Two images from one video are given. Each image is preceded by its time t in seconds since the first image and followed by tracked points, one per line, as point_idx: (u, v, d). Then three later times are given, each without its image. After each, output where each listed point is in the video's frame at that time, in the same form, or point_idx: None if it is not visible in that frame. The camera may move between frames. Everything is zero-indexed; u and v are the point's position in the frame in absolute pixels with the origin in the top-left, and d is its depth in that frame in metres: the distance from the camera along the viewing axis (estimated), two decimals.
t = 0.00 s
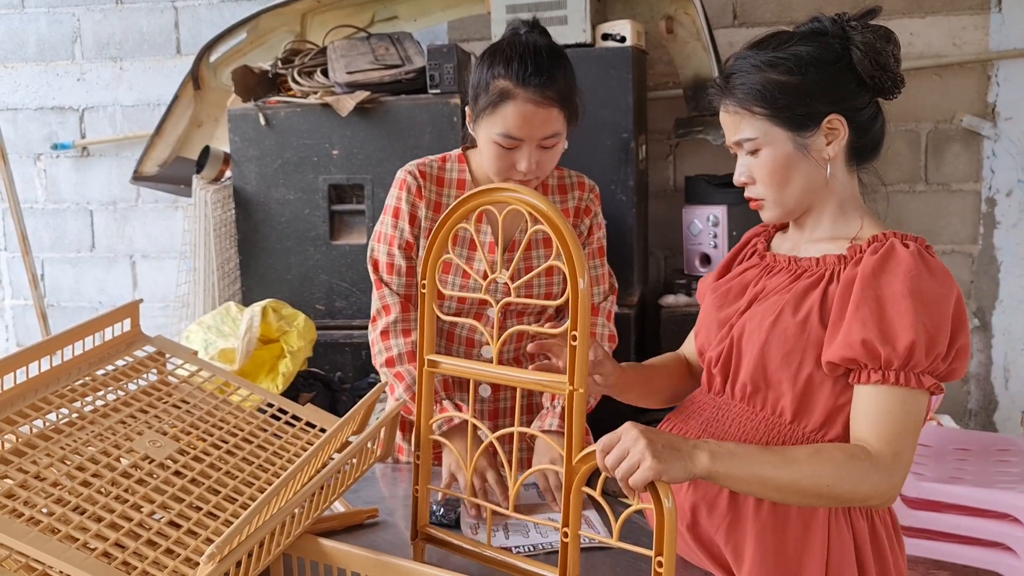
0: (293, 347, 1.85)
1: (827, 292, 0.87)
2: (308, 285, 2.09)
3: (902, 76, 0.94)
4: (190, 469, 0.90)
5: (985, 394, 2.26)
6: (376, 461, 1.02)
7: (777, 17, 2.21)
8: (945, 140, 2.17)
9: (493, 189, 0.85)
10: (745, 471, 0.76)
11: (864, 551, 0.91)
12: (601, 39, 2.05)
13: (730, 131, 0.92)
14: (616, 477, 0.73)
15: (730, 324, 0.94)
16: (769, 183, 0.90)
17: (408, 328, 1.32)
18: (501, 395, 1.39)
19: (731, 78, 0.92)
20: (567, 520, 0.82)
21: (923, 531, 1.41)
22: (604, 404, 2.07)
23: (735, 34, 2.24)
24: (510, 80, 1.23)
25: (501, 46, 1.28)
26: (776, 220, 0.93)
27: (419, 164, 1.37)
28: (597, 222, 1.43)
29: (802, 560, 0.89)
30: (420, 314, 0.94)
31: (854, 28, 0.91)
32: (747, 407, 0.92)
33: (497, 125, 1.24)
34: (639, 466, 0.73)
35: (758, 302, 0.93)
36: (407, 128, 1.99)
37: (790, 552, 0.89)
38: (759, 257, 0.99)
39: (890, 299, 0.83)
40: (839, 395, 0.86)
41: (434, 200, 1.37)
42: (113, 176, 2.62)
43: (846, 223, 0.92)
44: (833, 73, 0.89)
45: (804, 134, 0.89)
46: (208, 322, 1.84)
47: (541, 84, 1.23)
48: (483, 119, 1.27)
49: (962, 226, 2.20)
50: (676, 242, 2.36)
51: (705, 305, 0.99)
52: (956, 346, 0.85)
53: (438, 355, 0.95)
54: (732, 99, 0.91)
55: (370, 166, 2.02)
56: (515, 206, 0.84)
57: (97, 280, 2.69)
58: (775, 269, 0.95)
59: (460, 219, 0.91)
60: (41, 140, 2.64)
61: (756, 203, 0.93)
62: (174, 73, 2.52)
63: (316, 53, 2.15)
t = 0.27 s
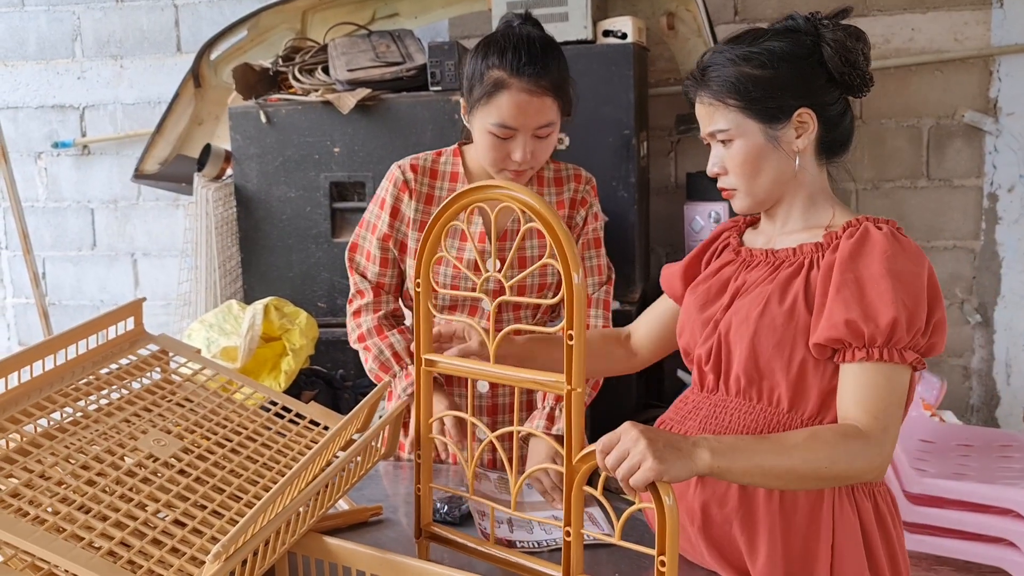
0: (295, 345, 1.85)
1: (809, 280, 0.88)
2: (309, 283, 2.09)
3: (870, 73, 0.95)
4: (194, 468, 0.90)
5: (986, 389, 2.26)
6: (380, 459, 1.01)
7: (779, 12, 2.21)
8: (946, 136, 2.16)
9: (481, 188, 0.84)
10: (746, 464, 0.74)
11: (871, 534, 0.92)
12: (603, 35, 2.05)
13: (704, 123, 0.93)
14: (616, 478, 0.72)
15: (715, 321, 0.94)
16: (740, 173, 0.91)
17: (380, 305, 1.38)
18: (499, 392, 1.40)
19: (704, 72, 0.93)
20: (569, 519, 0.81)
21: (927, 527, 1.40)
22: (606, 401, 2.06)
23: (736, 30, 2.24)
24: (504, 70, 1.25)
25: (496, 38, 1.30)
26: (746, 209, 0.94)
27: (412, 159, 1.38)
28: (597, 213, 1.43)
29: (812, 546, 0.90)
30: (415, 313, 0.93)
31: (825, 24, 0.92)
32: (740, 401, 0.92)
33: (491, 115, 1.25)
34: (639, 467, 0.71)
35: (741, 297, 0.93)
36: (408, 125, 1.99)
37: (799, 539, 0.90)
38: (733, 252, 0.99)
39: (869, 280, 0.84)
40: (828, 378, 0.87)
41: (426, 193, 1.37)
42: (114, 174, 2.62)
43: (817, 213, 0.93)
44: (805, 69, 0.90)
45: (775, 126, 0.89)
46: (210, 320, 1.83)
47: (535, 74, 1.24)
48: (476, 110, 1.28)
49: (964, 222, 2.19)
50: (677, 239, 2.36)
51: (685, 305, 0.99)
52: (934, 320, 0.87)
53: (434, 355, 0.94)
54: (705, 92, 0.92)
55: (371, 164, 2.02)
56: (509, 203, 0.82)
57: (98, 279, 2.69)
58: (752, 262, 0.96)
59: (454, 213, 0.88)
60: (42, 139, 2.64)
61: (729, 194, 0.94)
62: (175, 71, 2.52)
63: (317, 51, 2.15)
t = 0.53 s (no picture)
0: (297, 345, 1.85)
1: (793, 272, 0.90)
2: (311, 282, 2.09)
3: (838, 75, 0.97)
4: (197, 468, 0.90)
5: (988, 387, 2.26)
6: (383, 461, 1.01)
7: (780, 10, 2.21)
8: (948, 134, 2.16)
9: (464, 191, 0.83)
10: (744, 459, 0.74)
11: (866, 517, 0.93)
12: (604, 34, 2.05)
13: (678, 120, 0.93)
14: (617, 480, 0.72)
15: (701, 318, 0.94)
16: (713, 169, 0.92)
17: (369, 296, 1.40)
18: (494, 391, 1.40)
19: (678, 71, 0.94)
20: (569, 521, 0.82)
21: (929, 525, 1.40)
22: (607, 400, 2.06)
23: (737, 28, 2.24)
24: (476, 53, 1.30)
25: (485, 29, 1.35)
26: (720, 207, 0.95)
27: (412, 157, 1.43)
28: (600, 214, 1.41)
29: (813, 536, 0.91)
30: (396, 319, 0.93)
31: (794, 26, 0.94)
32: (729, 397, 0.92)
33: (460, 96, 1.30)
34: (641, 468, 0.71)
35: (724, 294, 0.93)
36: (410, 124, 1.98)
37: (801, 531, 0.91)
38: (706, 251, 0.99)
39: (853, 268, 0.86)
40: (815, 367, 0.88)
41: (421, 186, 1.41)
42: (116, 174, 2.62)
43: (790, 208, 0.95)
44: (776, 68, 0.92)
45: (747, 122, 0.91)
46: (213, 318, 1.83)
47: (502, 58, 1.28)
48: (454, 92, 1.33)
49: (966, 219, 2.19)
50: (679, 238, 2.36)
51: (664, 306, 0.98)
52: (912, 305, 0.89)
53: (420, 360, 0.94)
54: (679, 89, 0.93)
55: (373, 163, 2.02)
56: (492, 206, 0.81)
57: (100, 278, 2.69)
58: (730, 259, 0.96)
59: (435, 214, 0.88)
60: (44, 138, 2.64)
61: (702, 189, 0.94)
62: (177, 71, 2.52)
63: (318, 50, 2.16)
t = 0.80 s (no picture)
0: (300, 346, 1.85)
1: (781, 273, 0.90)
2: (313, 283, 2.09)
3: (814, 78, 0.98)
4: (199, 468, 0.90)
5: (991, 388, 2.26)
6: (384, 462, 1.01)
7: (782, 11, 2.21)
8: (951, 134, 2.16)
9: (459, 194, 0.83)
10: (746, 458, 0.74)
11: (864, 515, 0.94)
12: (606, 35, 2.05)
13: (658, 120, 0.93)
14: (621, 481, 0.72)
15: (689, 322, 0.94)
16: (694, 169, 0.91)
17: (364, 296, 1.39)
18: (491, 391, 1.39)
19: (658, 71, 0.94)
20: (570, 523, 0.82)
21: (932, 526, 1.39)
22: (609, 401, 2.06)
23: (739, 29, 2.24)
24: (450, 39, 1.33)
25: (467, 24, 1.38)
26: (699, 208, 0.95)
27: (411, 161, 1.45)
28: (597, 210, 1.38)
29: (813, 535, 0.91)
30: (388, 323, 0.94)
31: (772, 29, 0.95)
32: (720, 398, 0.93)
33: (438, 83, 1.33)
34: (645, 469, 0.71)
35: (712, 297, 0.93)
36: (411, 125, 1.98)
37: (801, 530, 0.91)
38: (687, 254, 0.99)
39: (840, 266, 0.87)
40: (806, 366, 0.89)
41: (418, 186, 1.43)
42: (119, 175, 2.62)
43: (770, 210, 0.95)
44: (756, 69, 0.92)
45: (729, 122, 0.91)
46: (215, 320, 1.86)
47: (473, 40, 1.30)
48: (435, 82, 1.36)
49: (968, 220, 2.19)
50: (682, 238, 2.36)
51: (649, 312, 0.98)
52: (896, 301, 0.90)
53: (413, 363, 0.95)
54: (661, 89, 0.92)
55: (375, 164, 2.02)
56: (487, 209, 0.81)
57: (103, 279, 2.70)
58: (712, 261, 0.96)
59: (427, 217, 0.88)
60: (46, 139, 2.64)
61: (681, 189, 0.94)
62: (179, 72, 2.52)
63: (320, 52, 2.16)
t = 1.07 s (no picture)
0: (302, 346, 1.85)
1: (779, 275, 0.90)
2: (315, 284, 2.09)
3: (811, 78, 0.98)
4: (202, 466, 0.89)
5: (995, 389, 2.25)
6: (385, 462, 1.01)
7: (785, 11, 2.20)
8: (954, 134, 2.16)
9: (456, 196, 0.83)
10: (748, 461, 0.74)
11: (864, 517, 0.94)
12: (608, 35, 2.05)
13: (656, 121, 0.92)
14: (622, 483, 0.71)
15: (686, 325, 0.94)
16: (692, 170, 0.91)
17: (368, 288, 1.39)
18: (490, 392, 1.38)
19: (656, 70, 0.92)
20: (570, 525, 0.82)
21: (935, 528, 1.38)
22: (612, 402, 2.06)
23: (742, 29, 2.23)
24: (441, 37, 1.33)
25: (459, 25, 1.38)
26: (696, 208, 0.94)
27: (405, 164, 1.44)
28: (593, 207, 1.37)
29: (812, 537, 0.90)
30: (388, 324, 0.93)
31: (770, 28, 0.94)
32: (718, 401, 0.92)
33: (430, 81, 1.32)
34: (646, 471, 0.71)
35: (710, 299, 0.93)
36: (413, 126, 1.98)
37: (799, 532, 0.91)
38: (684, 257, 0.98)
39: (838, 268, 0.86)
40: (805, 368, 0.88)
41: (414, 189, 1.41)
42: (122, 175, 2.63)
43: (768, 211, 0.95)
44: (754, 69, 0.92)
45: (728, 124, 0.90)
46: (218, 320, 1.86)
47: (463, 35, 1.30)
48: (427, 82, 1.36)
49: (972, 220, 2.19)
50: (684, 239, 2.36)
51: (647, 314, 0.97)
52: (894, 303, 0.90)
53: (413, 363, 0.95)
54: (660, 89, 0.91)
55: (377, 165, 2.02)
56: (486, 210, 0.81)
57: (106, 280, 2.70)
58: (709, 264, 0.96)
59: (426, 218, 0.87)
60: (50, 140, 2.65)
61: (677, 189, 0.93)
62: (182, 73, 2.52)
63: (323, 52, 2.15)
